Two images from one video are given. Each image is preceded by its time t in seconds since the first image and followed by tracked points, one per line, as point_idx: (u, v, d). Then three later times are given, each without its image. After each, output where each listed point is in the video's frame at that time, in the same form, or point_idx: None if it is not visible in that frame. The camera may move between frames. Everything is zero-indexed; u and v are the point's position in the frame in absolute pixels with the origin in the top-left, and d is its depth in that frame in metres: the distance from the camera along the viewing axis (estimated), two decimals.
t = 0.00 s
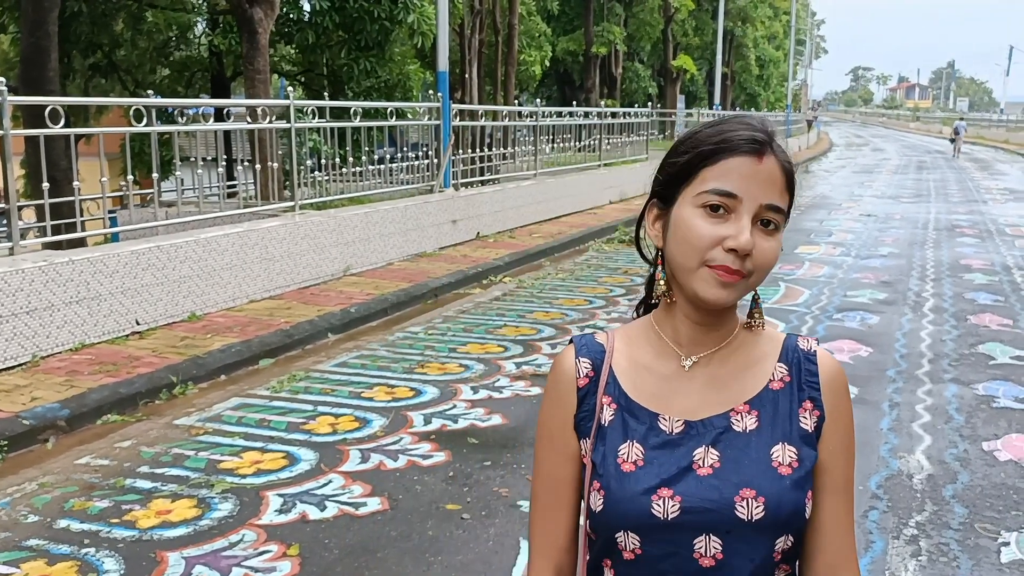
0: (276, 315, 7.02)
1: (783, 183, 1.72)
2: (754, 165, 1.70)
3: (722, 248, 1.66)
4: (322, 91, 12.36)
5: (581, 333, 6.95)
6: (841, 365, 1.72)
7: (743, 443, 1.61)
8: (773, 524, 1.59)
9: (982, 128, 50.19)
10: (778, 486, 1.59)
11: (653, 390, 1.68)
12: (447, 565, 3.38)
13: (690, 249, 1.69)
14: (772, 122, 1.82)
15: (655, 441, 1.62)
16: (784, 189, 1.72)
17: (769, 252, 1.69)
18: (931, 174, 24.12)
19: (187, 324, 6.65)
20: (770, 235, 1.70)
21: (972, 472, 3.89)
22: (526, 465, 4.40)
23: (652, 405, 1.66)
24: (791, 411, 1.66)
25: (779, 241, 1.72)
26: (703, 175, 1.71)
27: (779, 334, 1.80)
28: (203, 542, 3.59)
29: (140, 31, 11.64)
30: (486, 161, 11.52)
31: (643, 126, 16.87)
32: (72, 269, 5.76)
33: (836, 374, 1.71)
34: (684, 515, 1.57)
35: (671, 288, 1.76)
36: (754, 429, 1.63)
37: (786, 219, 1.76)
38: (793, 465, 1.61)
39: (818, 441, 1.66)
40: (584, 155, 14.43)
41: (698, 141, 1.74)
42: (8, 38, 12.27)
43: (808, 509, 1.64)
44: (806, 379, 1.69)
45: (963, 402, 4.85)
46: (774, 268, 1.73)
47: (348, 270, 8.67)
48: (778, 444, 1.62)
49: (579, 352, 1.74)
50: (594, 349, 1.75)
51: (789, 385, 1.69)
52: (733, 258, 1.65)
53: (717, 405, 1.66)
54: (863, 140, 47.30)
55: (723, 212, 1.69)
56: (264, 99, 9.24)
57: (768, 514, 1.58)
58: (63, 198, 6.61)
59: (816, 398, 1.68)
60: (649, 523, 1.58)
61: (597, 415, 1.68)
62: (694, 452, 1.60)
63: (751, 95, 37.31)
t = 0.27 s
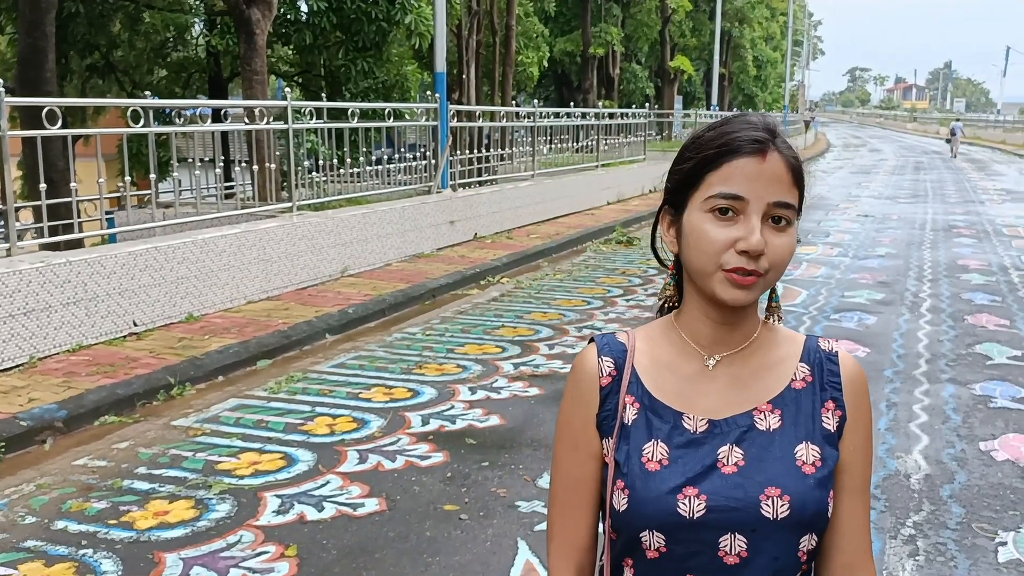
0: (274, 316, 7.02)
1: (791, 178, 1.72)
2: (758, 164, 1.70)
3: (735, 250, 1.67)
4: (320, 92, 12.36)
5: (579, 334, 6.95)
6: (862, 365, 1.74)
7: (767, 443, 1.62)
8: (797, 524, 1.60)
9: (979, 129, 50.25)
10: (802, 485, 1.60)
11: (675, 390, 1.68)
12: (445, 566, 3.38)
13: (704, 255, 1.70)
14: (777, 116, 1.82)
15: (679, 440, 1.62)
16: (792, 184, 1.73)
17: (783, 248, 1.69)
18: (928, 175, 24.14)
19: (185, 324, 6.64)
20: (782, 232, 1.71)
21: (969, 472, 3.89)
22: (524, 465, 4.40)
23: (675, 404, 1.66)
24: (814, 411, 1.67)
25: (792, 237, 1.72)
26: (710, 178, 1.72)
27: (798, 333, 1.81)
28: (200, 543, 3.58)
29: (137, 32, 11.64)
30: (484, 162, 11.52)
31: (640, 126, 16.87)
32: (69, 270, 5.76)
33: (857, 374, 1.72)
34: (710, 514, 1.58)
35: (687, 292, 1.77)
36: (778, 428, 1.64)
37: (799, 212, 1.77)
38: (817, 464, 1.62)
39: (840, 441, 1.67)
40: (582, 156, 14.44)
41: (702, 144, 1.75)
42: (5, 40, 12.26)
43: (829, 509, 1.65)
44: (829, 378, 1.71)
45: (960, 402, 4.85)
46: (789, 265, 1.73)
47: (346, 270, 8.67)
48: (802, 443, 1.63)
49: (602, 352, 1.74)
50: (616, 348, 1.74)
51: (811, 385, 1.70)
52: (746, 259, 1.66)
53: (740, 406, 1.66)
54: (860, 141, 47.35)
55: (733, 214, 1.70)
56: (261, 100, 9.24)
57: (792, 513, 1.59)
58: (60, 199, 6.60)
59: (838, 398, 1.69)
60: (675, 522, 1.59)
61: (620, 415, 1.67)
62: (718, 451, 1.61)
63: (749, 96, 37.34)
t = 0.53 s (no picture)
0: (272, 316, 7.01)
1: (797, 172, 1.72)
2: (763, 158, 1.72)
3: (740, 244, 1.67)
4: (318, 93, 12.36)
5: (577, 334, 6.96)
6: (873, 372, 1.74)
7: (777, 449, 1.62)
8: (807, 532, 1.60)
9: (976, 129, 50.31)
10: (812, 492, 1.60)
11: (685, 394, 1.68)
12: (443, 566, 3.38)
13: (710, 249, 1.70)
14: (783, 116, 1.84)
15: (689, 446, 1.62)
16: (798, 179, 1.73)
17: (790, 243, 1.69)
18: (925, 175, 24.17)
19: (182, 325, 6.63)
20: (789, 227, 1.71)
21: (967, 472, 3.90)
22: (522, 466, 4.40)
23: (686, 408, 1.66)
24: (824, 417, 1.67)
25: (799, 232, 1.72)
26: (715, 175, 1.73)
27: (809, 340, 1.80)
28: (198, 544, 3.58)
29: (134, 33, 11.63)
30: (482, 162, 11.52)
31: (638, 127, 16.88)
32: (67, 271, 5.75)
33: (867, 380, 1.73)
34: (720, 521, 1.57)
35: (696, 292, 1.78)
36: (789, 434, 1.64)
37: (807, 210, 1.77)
38: (827, 471, 1.62)
39: (850, 448, 1.67)
40: (579, 157, 14.44)
41: (707, 143, 1.77)
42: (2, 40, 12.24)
43: (839, 515, 1.66)
44: (839, 386, 1.71)
45: (958, 402, 4.86)
46: (798, 260, 1.73)
47: (343, 271, 8.66)
48: (813, 450, 1.63)
49: (611, 356, 1.74)
50: (626, 352, 1.75)
51: (822, 392, 1.70)
52: (752, 252, 1.66)
53: (749, 411, 1.66)
54: (857, 142, 47.40)
55: (739, 208, 1.70)
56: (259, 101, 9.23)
57: (802, 520, 1.59)
58: (57, 200, 6.59)
59: (848, 404, 1.69)
60: (684, 528, 1.59)
61: (628, 419, 1.68)
62: (729, 458, 1.61)
63: (746, 96, 37.37)
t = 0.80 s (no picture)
0: (269, 317, 7.01)
1: (796, 169, 1.73)
2: (763, 158, 1.72)
3: (749, 246, 1.67)
4: (315, 94, 12.35)
5: (575, 335, 6.95)
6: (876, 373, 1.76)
7: (787, 449, 1.63)
8: (816, 532, 1.61)
9: (973, 130, 50.35)
10: (822, 491, 1.61)
11: (694, 394, 1.67)
12: (441, 567, 3.38)
13: (718, 253, 1.70)
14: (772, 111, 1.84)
15: (700, 446, 1.62)
16: (798, 175, 1.74)
17: (796, 242, 1.70)
18: (922, 176, 24.16)
19: (179, 326, 6.63)
20: (794, 225, 1.72)
21: (964, 472, 3.90)
22: (520, 467, 4.39)
23: (695, 408, 1.66)
24: (832, 417, 1.68)
25: (803, 229, 1.73)
26: (715, 177, 1.72)
27: (812, 338, 1.82)
28: (196, 545, 3.58)
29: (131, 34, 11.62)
30: (479, 163, 11.52)
31: (635, 128, 16.89)
32: (64, 272, 5.74)
33: (870, 380, 1.75)
34: (732, 521, 1.58)
35: (701, 293, 1.78)
36: (797, 434, 1.65)
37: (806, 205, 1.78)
38: (836, 471, 1.63)
39: (855, 447, 1.69)
40: (577, 157, 14.44)
41: (704, 144, 1.76)
42: None
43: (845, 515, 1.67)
44: (845, 386, 1.73)
45: (955, 403, 4.86)
46: (803, 257, 1.74)
47: (341, 272, 8.65)
48: (821, 450, 1.64)
49: (617, 353, 1.72)
50: (631, 350, 1.73)
51: (828, 391, 1.71)
52: (761, 253, 1.67)
53: (759, 411, 1.67)
54: (854, 143, 47.42)
55: (743, 210, 1.70)
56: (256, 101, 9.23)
57: (813, 520, 1.60)
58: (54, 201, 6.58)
59: (854, 405, 1.71)
60: (698, 528, 1.58)
61: (636, 417, 1.66)
62: (739, 457, 1.61)
63: (743, 97, 37.39)
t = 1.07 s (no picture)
0: (266, 318, 7.00)
1: (798, 173, 1.73)
2: (765, 162, 1.71)
3: (754, 251, 1.67)
4: (311, 95, 12.35)
5: (572, 336, 6.95)
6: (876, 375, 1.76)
7: (787, 453, 1.63)
8: (816, 535, 1.62)
9: (970, 131, 50.42)
10: (822, 496, 1.62)
11: (695, 399, 1.67)
12: (438, 569, 3.37)
13: (722, 259, 1.70)
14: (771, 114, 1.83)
15: (699, 450, 1.62)
16: (800, 179, 1.74)
17: (800, 245, 1.70)
18: (919, 176, 24.19)
19: (176, 327, 6.62)
20: (797, 228, 1.71)
21: (961, 473, 3.90)
22: (517, 468, 4.39)
23: (695, 413, 1.66)
24: (831, 421, 1.69)
25: (806, 232, 1.73)
26: (718, 182, 1.72)
27: (812, 340, 1.82)
28: (192, 546, 3.57)
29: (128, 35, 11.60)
30: (476, 164, 11.52)
31: (632, 128, 16.89)
32: (60, 273, 5.73)
33: (871, 383, 1.75)
34: (732, 526, 1.58)
35: (703, 298, 1.77)
36: (797, 437, 1.65)
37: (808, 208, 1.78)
38: (835, 475, 1.64)
39: (855, 451, 1.69)
40: (574, 158, 14.45)
41: (705, 148, 1.75)
42: None
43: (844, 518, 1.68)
44: (844, 389, 1.73)
45: (952, 403, 4.87)
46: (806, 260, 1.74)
47: (338, 273, 8.64)
48: (821, 454, 1.64)
49: (617, 357, 1.73)
50: (631, 354, 1.73)
51: (828, 395, 1.72)
52: (766, 259, 1.67)
53: (760, 414, 1.67)
54: (851, 144, 47.46)
55: (746, 215, 1.70)
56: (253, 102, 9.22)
57: (813, 524, 1.61)
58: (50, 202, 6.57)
59: (854, 408, 1.71)
60: (697, 533, 1.58)
61: (636, 422, 1.67)
62: (738, 461, 1.61)
63: (740, 97, 37.42)
